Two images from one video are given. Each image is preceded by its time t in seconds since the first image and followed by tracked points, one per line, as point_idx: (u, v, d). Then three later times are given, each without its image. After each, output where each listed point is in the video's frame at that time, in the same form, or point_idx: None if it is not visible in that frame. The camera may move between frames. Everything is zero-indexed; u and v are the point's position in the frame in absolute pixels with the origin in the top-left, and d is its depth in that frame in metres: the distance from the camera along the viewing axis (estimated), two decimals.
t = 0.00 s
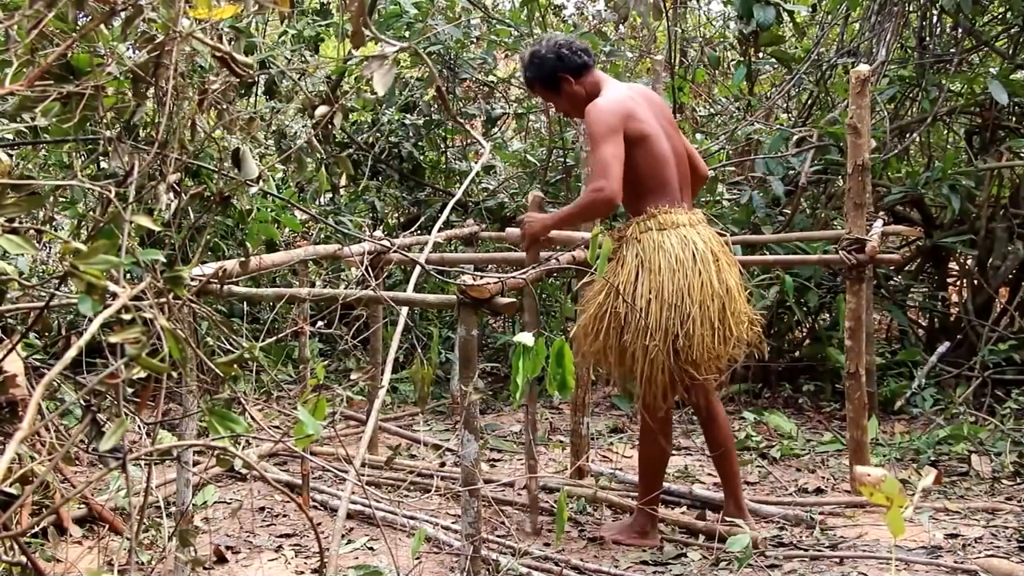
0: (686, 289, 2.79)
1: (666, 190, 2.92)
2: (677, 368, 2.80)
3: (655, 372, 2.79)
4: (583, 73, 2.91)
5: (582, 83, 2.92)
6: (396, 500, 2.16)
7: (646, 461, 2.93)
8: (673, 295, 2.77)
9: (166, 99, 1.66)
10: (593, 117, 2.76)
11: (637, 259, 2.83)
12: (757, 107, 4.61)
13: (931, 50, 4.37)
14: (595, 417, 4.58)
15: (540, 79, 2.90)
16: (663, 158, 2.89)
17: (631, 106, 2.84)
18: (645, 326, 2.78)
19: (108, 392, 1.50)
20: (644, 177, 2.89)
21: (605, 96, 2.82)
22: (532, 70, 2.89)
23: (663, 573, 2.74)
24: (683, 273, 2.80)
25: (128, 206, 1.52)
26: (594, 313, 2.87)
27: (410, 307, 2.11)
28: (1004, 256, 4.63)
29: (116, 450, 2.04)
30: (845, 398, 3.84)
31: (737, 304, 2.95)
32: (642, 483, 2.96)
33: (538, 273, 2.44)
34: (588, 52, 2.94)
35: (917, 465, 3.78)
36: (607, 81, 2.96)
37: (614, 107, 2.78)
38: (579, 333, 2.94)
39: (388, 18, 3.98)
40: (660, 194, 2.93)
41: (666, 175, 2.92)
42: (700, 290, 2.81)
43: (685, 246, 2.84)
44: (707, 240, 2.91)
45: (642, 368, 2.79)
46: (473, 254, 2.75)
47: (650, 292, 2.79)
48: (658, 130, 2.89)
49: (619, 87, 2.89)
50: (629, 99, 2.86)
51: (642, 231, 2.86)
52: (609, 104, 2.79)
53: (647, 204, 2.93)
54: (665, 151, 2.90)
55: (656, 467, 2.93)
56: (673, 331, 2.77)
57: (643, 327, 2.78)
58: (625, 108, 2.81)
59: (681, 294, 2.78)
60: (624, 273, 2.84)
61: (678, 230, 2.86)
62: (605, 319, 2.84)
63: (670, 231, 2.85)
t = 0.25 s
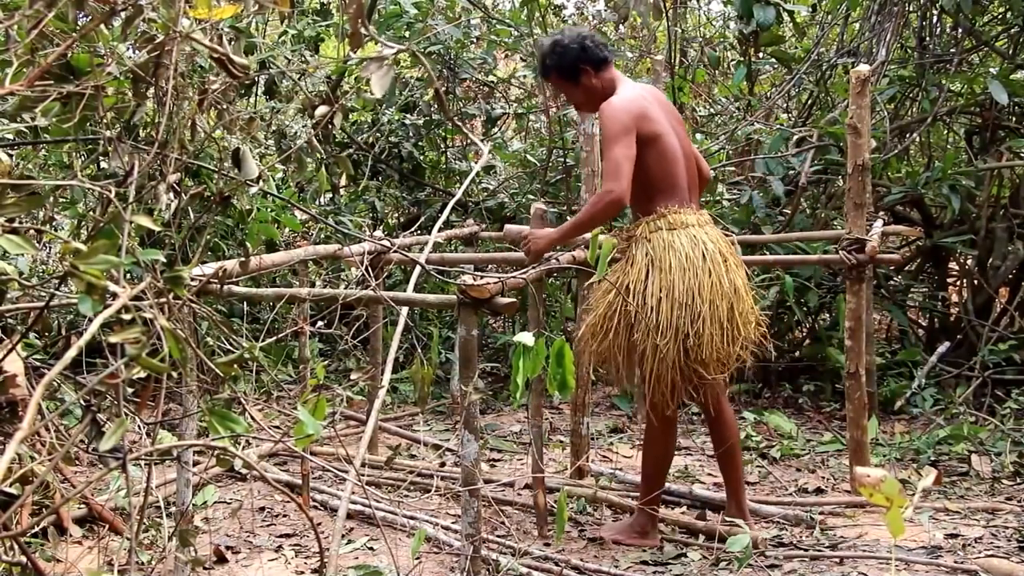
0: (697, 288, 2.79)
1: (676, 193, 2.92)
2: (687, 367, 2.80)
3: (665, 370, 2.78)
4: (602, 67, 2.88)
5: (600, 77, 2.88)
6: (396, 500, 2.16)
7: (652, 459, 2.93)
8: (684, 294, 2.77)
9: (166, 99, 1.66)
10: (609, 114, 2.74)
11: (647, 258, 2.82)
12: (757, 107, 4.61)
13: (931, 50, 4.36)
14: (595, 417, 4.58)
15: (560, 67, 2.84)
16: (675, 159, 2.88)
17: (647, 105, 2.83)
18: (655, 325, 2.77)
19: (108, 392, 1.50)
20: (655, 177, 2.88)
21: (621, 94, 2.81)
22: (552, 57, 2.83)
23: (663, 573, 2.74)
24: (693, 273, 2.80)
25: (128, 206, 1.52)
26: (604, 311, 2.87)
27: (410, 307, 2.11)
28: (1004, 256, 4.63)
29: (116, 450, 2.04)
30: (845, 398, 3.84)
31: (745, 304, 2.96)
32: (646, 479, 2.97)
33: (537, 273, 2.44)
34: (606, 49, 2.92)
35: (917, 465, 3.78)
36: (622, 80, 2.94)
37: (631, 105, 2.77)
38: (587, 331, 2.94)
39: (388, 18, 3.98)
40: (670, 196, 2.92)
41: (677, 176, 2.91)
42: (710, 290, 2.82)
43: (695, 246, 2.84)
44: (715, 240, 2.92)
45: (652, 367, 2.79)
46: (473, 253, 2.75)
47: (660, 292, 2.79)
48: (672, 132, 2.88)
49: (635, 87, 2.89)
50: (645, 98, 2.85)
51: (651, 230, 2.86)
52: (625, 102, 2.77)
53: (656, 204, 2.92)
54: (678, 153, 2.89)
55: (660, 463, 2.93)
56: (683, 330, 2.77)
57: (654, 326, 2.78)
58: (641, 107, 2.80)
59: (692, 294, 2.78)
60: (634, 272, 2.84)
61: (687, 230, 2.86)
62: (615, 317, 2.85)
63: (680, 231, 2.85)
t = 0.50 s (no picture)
0: (750, 294, 2.70)
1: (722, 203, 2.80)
2: (734, 373, 2.70)
3: (714, 374, 2.67)
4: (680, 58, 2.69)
5: (673, 67, 2.69)
6: (396, 500, 2.16)
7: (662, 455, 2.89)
8: (740, 299, 2.67)
9: (166, 99, 1.66)
10: (675, 112, 2.60)
11: (701, 257, 2.70)
12: (757, 107, 4.61)
13: (931, 50, 4.36)
14: (595, 417, 4.58)
15: (638, 46, 2.63)
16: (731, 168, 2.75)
17: (716, 109, 2.67)
18: (710, 327, 2.65)
19: (108, 392, 1.50)
20: (706, 184, 2.74)
21: (693, 91, 2.65)
22: (632, 33, 2.63)
23: (664, 573, 2.74)
24: (747, 278, 2.70)
25: (128, 205, 1.52)
26: (652, 308, 2.73)
27: (410, 307, 2.11)
28: (1004, 256, 4.63)
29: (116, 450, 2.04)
30: (845, 398, 3.84)
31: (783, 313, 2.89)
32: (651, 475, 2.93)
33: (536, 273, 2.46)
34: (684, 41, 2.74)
35: (917, 465, 3.78)
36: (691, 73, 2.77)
37: (701, 108, 2.62)
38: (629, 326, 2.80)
39: (388, 18, 3.98)
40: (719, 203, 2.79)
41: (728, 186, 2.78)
42: (761, 297, 2.73)
43: (747, 251, 2.75)
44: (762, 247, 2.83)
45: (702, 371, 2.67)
46: (473, 253, 2.75)
47: (716, 293, 2.67)
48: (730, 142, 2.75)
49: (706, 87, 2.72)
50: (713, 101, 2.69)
51: (705, 230, 2.73)
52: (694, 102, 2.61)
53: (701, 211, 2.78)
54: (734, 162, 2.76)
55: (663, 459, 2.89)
56: (734, 335, 2.66)
57: (709, 327, 2.65)
58: (712, 110, 2.64)
59: (746, 300, 2.69)
60: (685, 269, 2.71)
61: (740, 234, 2.76)
62: (664, 315, 2.72)
63: (734, 234, 2.74)
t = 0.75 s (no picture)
0: (746, 296, 2.66)
1: (726, 205, 2.71)
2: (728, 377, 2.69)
3: (706, 380, 2.67)
4: (698, 53, 2.64)
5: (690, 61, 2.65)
6: (395, 500, 2.16)
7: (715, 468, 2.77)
8: (733, 302, 2.64)
9: (166, 99, 1.66)
10: (678, 107, 2.56)
11: (696, 259, 2.68)
12: (757, 107, 4.62)
13: (931, 50, 4.36)
14: (595, 417, 4.58)
15: (654, 36, 2.61)
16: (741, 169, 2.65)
17: (728, 107, 2.59)
18: (700, 332, 2.65)
19: (108, 392, 1.50)
20: (712, 183, 2.67)
21: (705, 87, 2.58)
22: (649, 22, 2.60)
23: (664, 573, 2.74)
24: (744, 281, 2.66)
25: (128, 205, 1.52)
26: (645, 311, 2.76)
27: (410, 307, 2.11)
28: (1004, 256, 4.63)
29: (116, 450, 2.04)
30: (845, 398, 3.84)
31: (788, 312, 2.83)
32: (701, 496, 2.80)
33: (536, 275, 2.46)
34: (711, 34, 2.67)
35: (917, 465, 3.78)
36: (716, 67, 2.70)
37: (707, 104, 2.54)
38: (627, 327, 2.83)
39: (388, 18, 3.98)
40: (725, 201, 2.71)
41: (739, 186, 2.69)
42: (758, 299, 2.69)
43: (747, 252, 2.70)
44: (765, 246, 2.77)
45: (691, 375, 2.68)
46: (473, 253, 2.75)
47: (709, 296, 2.65)
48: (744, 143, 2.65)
49: (726, 83, 2.64)
50: (729, 98, 2.61)
51: (703, 231, 2.70)
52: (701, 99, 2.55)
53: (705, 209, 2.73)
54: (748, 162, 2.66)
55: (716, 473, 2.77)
56: (726, 340, 2.65)
57: (698, 333, 2.65)
58: (721, 108, 2.56)
59: (740, 303, 2.65)
60: (681, 271, 2.70)
61: (740, 235, 2.70)
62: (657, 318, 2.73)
63: (733, 235, 2.69)
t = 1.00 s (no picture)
0: (760, 297, 2.64)
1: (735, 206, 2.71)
2: (744, 379, 2.66)
3: (720, 382, 2.65)
4: (702, 55, 2.64)
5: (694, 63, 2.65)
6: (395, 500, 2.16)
7: (715, 469, 2.76)
8: (747, 303, 2.62)
9: (166, 99, 1.66)
10: (680, 109, 2.56)
11: (709, 260, 2.67)
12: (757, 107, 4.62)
13: (931, 51, 4.37)
14: (595, 417, 4.58)
15: (657, 38, 2.62)
16: (749, 171, 2.64)
17: (733, 108, 2.59)
18: (714, 334, 2.64)
19: (108, 392, 1.50)
20: (718, 184, 2.67)
21: (709, 89, 2.59)
22: (653, 25, 2.61)
23: (664, 573, 2.74)
24: (758, 281, 2.64)
25: (128, 205, 1.52)
26: (660, 314, 2.76)
27: (410, 307, 2.11)
28: (1004, 256, 4.63)
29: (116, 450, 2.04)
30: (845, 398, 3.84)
31: (806, 311, 2.80)
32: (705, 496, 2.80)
33: (536, 276, 2.47)
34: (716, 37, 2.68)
35: (917, 465, 3.78)
36: (721, 70, 2.70)
37: (710, 106, 2.55)
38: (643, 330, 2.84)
39: (388, 18, 3.98)
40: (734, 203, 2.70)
41: (747, 188, 2.68)
42: (773, 299, 2.66)
43: (760, 251, 2.67)
44: (781, 246, 2.74)
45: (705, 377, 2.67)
46: (473, 253, 2.75)
47: (723, 297, 2.63)
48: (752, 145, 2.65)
49: (731, 85, 2.65)
50: (733, 100, 2.61)
51: (715, 232, 2.68)
52: (704, 101, 2.56)
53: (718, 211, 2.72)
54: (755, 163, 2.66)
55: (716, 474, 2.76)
56: (742, 341, 2.63)
57: (713, 334, 2.64)
58: (725, 110, 2.56)
59: (755, 303, 2.63)
60: (695, 273, 2.69)
61: (754, 235, 2.68)
62: (672, 321, 2.73)
63: (746, 235, 2.67)
